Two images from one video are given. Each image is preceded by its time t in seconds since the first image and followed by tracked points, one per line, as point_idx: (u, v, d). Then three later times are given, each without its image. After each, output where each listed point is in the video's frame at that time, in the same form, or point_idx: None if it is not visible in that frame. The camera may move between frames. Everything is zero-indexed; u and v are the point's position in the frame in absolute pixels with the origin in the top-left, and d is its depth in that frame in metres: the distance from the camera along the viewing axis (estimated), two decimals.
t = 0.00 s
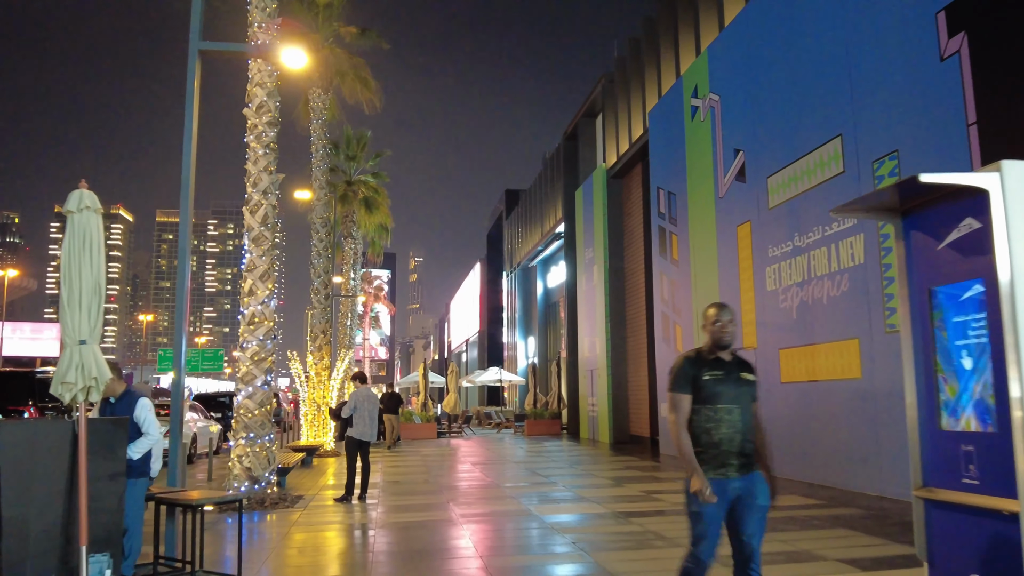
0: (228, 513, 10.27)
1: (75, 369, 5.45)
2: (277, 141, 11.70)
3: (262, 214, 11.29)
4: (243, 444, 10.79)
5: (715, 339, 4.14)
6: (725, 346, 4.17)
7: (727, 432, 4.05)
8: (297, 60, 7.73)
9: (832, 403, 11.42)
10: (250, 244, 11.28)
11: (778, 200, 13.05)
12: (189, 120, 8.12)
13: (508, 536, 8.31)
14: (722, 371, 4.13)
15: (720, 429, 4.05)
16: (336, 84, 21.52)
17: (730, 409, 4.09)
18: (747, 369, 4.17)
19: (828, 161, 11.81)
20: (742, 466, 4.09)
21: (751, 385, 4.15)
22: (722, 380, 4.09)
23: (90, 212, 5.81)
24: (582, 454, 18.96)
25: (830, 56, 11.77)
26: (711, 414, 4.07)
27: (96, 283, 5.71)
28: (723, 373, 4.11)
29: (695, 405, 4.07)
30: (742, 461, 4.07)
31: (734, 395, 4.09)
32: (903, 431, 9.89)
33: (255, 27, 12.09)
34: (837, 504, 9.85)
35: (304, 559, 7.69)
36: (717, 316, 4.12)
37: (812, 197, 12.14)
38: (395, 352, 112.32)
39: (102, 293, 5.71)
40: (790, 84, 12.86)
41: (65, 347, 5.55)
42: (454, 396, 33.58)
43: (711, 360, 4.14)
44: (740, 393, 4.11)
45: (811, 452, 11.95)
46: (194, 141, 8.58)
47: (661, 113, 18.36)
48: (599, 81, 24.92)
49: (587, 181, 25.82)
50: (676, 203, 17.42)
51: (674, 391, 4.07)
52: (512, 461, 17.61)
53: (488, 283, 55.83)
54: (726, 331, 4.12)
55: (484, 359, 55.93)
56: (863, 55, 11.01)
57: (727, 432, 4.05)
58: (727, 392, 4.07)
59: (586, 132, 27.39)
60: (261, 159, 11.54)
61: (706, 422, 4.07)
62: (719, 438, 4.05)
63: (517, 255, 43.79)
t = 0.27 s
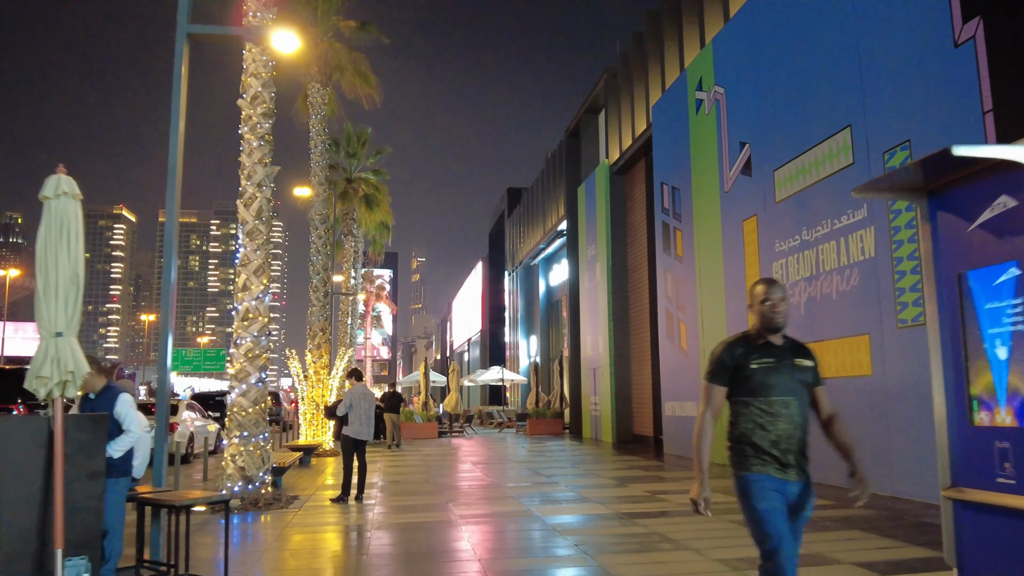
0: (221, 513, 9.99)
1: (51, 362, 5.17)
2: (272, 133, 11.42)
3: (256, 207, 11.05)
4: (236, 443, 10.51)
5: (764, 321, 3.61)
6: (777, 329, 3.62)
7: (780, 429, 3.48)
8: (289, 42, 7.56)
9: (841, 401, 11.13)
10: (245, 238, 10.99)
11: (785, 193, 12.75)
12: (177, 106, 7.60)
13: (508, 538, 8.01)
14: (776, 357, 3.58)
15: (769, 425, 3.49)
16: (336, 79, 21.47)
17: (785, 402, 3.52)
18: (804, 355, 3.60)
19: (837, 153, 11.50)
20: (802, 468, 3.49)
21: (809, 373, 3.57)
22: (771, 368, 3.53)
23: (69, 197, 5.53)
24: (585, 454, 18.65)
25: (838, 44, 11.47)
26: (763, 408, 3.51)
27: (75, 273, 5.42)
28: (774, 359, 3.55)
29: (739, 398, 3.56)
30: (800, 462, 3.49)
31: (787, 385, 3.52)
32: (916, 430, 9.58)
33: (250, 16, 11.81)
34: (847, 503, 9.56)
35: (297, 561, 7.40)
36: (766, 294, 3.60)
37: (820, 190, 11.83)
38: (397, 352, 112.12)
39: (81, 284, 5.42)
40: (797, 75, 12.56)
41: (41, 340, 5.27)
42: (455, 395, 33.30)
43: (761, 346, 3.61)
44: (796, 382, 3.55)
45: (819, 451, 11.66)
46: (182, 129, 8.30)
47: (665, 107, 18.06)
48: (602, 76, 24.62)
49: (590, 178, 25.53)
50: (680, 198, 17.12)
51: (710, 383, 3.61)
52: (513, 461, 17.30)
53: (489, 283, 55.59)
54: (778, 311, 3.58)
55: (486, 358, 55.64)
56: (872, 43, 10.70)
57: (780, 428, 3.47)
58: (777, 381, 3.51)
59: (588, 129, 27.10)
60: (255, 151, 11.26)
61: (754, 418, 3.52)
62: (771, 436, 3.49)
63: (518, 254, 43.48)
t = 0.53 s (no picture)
0: (210, 519, 9.69)
1: (18, 364, 4.88)
2: (263, 128, 11.11)
3: (247, 204, 10.74)
4: (226, 448, 10.21)
5: (824, 320, 3.08)
6: (842, 328, 3.09)
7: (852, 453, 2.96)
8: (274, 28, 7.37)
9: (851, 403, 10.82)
10: (236, 235, 10.68)
11: (791, 189, 12.44)
12: (158, 97, 7.64)
13: (507, 548, 7.67)
14: (839, 366, 3.04)
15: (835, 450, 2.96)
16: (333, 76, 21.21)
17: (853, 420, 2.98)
18: (876, 359, 3.07)
19: (845, 147, 11.18)
20: (874, 498, 2.98)
21: (883, 380, 3.05)
22: (840, 381, 3.00)
23: (38, 191, 5.23)
24: (587, 456, 18.31)
25: (844, 36, 11.15)
26: (833, 428, 2.97)
27: (44, 270, 5.14)
28: (843, 369, 3.02)
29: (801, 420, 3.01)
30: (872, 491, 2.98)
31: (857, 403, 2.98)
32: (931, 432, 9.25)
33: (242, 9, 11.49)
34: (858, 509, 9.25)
35: (286, 570, 7.07)
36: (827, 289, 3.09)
37: (827, 186, 11.51)
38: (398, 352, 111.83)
39: (50, 282, 5.14)
40: (801, 68, 12.23)
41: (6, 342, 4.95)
42: (455, 396, 32.98)
43: (825, 353, 3.05)
44: (868, 392, 3.02)
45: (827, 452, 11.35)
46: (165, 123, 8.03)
47: (668, 102, 17.74)
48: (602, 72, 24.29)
49: (591, 175, 25.21)
50: (683, 196, 16.80)
51: (765, 402, 3.05)
52: (513, 463, 16.93)
53: (490, 283, 55.32)
54: (841, 309, 3.08)
55: (486, 358, 55.32)
56: (880, 33, 10.38)
57: (854, 453, 2.95)
58: (849, 396, 2.98)
59: (589, 126, 26.78)
60: (247, 146, 10.95)
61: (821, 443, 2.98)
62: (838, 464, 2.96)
63: (519, 253, 43.15)
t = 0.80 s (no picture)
0: (205, 521, 9.42)
1: None
2: (260, 119, 10.83)
3: (243, 197, 10.46)
4: (222, 447, 9.94)
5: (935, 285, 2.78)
6: (952, 291, 2.80)
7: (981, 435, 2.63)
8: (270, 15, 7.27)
9: (864, 401, 10.51)
10: (232, 229, 10.40)
11: (802, 182, 12.11)
12: (148, 83, 7.40)
13: (511, 551, 7.39)
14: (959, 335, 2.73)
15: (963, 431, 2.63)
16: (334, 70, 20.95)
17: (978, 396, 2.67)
18: (987, 328, 2.79)
19: (857, 138, 10.87)
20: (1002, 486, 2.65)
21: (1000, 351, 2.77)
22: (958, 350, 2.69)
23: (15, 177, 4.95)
24: (592, 456, 18.03)
25: (856, 24, 10.84)
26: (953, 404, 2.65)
27: (20, 259, 4.85)
28: (960, 336, 2.72)
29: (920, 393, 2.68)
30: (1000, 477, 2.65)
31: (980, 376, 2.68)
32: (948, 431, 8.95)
33: None
34: (873, 511, 8.94)
35: (281, 573, 6.79)
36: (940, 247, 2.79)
37: (839, 179, 11.21)
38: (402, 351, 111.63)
39: (27, 271, 4.86)
40: (811, 58, 11.93)
41: None
42: (458, 395, 32.71)
43: (936, 320, 2.74)
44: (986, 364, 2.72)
45: (839, 452, 11.05)
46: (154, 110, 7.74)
47: (674, 96, 17.44)
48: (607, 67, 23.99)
49: (595, 172, 24.91)
50: (690, 191, 16.51)
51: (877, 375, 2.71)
52: (517, 463, 16.64)
53: (493, 282, 55.08)
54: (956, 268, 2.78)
55: (490, 357, 55.09)
56: (894, 20, 10.06)
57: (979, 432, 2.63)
58: (969, 367, 2.68)
59: (593, 122, 26.48)
60: (243, 138, 10.67)
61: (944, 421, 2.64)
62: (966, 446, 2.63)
63: (523, 252, 42.87)
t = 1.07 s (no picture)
0: (201, 526, 9.11)
1: None
2: (259, 113, 10.55)
3: (242, 191, 10.18)
4: (218, 450, 9.64)
5: None
6: None
7: None
8: None
9: (881, 403, 10.18)
10: (230, 225, 10.11)
11: (816, 178, 11.78)
12: (136, 73, 7.35)
13: (518, 559, 7.08)
14: None
15: None
16: (338, 66, 20.68)
17: None
18: None
19: (872, 132, 10.54)
20: None
21: None
22: None
23: None
24: (598, 458, 17.69)
25: (872, 14, 10.51)
26: None
27: None
28: None
29: None
30: None
31: None
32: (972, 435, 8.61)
33: None
34: (893, 517, 8.62)
35: None
36: None
37: (854, 174, 10.88)
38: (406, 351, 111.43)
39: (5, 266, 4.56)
40: (825, 50, 11.59)
41: None
42: (462, 395, 32.41)
43: None
44: None
45: (856, 456, 10.71)
46: (143, 102, 7.45)
47: (682, 92, 17.12)
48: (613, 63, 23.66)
49: (601, 169, 24.59)
50: (699, 187, 16.19)
51: None
52: (522, 465, 16.33)
53: (498, 282, 54.80)
54: None
55: (494, 356, 54.79)
56: (912, 9, 9.73)
57: None
58: None
59: (599, 120, 26.16)
60: (242, 132, 10.39)
61: None
62: None
63: (528, 251, 42.56)
